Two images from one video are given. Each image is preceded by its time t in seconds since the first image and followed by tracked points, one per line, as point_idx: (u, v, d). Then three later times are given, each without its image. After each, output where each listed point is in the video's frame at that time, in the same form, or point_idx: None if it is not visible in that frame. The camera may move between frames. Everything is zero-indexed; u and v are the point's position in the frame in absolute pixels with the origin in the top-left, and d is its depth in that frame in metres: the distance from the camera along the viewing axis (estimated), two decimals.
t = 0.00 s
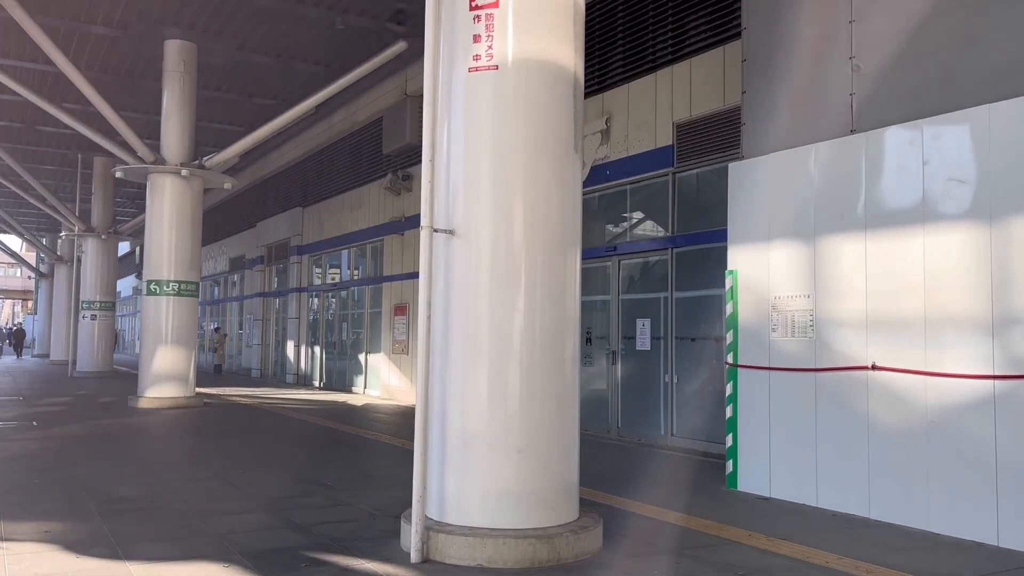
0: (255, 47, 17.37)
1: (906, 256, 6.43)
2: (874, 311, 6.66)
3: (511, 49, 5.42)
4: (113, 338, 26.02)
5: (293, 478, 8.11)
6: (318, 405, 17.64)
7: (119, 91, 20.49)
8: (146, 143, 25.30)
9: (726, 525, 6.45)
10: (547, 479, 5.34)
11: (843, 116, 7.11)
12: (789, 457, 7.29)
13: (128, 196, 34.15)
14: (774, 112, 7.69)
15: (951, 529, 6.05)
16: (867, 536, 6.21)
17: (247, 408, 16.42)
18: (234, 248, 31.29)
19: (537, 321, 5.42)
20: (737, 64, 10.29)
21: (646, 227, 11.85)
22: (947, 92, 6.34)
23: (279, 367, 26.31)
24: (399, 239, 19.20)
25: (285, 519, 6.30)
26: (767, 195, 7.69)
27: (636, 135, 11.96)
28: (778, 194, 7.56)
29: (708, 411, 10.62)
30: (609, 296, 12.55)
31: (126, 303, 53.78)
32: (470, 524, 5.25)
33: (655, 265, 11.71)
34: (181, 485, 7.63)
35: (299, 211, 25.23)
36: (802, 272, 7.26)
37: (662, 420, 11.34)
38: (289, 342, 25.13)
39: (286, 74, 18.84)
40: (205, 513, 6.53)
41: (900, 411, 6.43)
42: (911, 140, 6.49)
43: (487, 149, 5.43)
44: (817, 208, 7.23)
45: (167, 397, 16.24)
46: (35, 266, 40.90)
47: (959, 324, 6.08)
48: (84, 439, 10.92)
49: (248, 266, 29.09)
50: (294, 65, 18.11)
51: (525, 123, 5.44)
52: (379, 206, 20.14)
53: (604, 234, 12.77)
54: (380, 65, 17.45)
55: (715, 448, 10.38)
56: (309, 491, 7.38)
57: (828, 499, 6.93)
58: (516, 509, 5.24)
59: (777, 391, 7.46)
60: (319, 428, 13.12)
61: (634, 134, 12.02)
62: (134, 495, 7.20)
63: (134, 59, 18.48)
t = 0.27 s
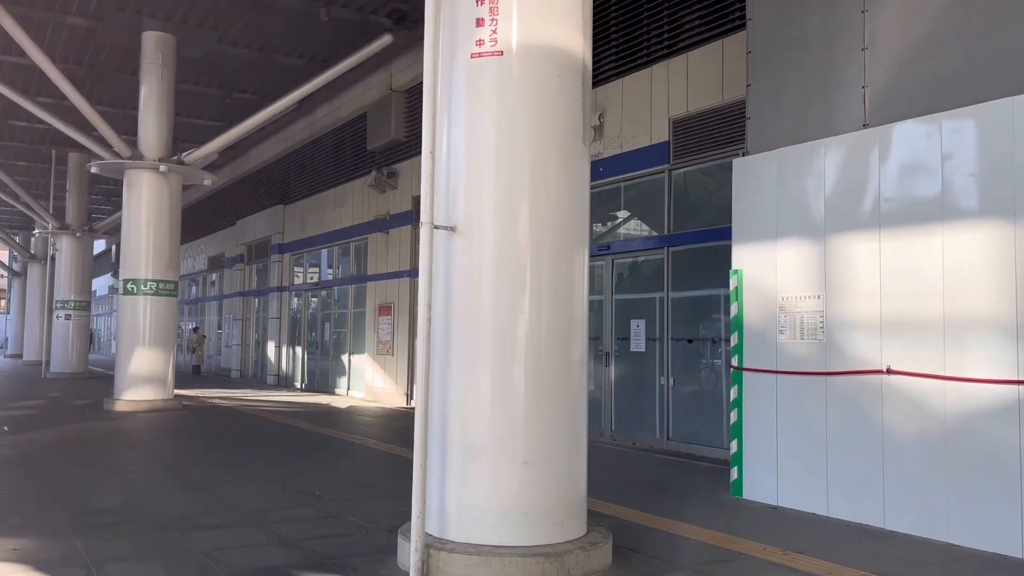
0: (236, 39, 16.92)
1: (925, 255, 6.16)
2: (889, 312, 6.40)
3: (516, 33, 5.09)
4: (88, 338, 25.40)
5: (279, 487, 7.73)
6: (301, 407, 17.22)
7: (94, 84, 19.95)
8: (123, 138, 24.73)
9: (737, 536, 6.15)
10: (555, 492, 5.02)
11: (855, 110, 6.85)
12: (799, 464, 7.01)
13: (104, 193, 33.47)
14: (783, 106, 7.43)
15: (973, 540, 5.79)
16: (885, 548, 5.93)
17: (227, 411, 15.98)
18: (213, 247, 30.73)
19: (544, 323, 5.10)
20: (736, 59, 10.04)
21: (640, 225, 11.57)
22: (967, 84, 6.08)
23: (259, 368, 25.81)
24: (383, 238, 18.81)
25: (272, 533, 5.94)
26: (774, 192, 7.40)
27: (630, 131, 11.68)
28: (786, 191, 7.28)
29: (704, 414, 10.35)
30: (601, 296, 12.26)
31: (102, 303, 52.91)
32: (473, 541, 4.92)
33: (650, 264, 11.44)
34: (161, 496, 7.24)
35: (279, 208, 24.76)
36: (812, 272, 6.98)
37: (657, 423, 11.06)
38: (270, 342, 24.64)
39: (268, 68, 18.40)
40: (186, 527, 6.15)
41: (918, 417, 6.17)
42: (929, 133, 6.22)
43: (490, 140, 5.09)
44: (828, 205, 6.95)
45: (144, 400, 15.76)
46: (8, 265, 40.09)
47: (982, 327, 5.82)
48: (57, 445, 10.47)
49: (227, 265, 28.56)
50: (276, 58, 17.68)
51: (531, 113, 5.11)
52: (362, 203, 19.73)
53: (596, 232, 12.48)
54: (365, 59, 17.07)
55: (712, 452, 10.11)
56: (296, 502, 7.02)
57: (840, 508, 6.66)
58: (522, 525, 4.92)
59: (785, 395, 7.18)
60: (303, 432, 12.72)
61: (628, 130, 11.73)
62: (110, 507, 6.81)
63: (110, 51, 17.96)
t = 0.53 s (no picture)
0: (218, 30, 16.50)
1: (943, 249, 5.92)
2: (904, 308, 6.15)
3: (522, 11, 4.79)
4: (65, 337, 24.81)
5: (264, 492, 7.39)
6: (284, 407, 16.83)
7: (71, 76, 19.45)
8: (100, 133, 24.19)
9: (748, 543, 5.88)
10: (563, 499, 4.72)
11: (867, 99, 6.60)
12: (807, 466, 6.76)
13: (82, 189, 32.86)
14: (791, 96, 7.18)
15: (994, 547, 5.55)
16: (902, 554, 5.68)
17: (209, 411, 15.57)
18: (193, 245, 30.20)
19: (551, 318, 4.79)
20: (735, 50, 9.80)
21: (635, 221, 11.31)
22: (986, 72, 5.84)
23: (240, 368, 25.36)
24: (368, 235, 18.45)
25: (259, 542, 5.60)
26: (781, 185, 7.15)
27: (625, 124, 11.42)
28: (794, 183, 7.03)
29: (701, 414, 10.11)
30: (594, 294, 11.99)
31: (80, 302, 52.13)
32: (476, 551, 4.62)
33: (644, 261, 11.17)
34: (140, 502, 6.88)
35: (261, 205, 24.32)
36: (822, 267, 6.73)
37: (652, 424, 10.81)
38: (252, 341, 24.20)
39: (250, 61, 18.00)
40: (168, 535, 5.80)
41: (935, 418, 5.92)
42: (947, 123, 5.97)
43: (493, 124, 4.79)
44: (838, 198, 6.70)
45: (122, 400, 15.32)
46: None
47: (1003, 323, 5.58)
48: (31, 448, 10.06)
49: (208, 262, 28.06)
50: (259, 50, 17.28)
51: (537, 95, 4.80)
52: (347, 200, 19.36)
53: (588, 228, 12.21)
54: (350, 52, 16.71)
55: (710, 453, 9.86)
56: (283, 508, 6.68)
57: (852, 512, 6.41)
58: (529, 533, 4.62)
59: (793, 395, 6.92)
60: (288, 433, 12.36)
61: (622, 124, 11.47)
62: (87, 514, 6.46)
63: (88, 42, 17.48)
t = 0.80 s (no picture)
0: (200, 23, 16.07)
1: (964, 249, 5.66)
2: (923, 310, 5.89)
3: None
4: (43, 338, 24.22)
5: (250, 503, 7.03)
6: (268, 410, 16.43)
7: (49, 70, 18.93)
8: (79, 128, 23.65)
9: (763, 556, 5.59)
10: (573, 514, 4.41)
11: (881, 93, 6.33)
12: (819, 474, 6.49)
13: (60, 186, 32.24)
14: (800, 89, 6.90)
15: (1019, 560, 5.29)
16: (923, 568, 5.42)
17: (192, 414, 15.17)
18: (175, 243, 29.68)
19: (559, 323, 4.48)
20: (736, 43, 9.53)
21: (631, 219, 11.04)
22: (1010, 64, 5.57)
23: (223, 369, 24.90)
24: (355, 234, 18.08)
25: (246, 559, 5.26)
26: (790, 182, 6.87)
27: (621, 120, 11.13)
28: (805, 179, 6.76)
29: (700, 418, 9.84)
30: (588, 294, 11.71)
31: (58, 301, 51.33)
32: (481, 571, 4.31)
33: (641, 260, 10.89)
34: (117, 514, 6.51)
35: (245, 203, 23.88)
36: (834, 266, 6.46)
37: (649, 428, 10.53)
38: (235, 342, 23.75)
39: (234, 55, 17.58)
40: (147, 552, 5.45)
41: (956, 425, 5.66)
42: (968, 116, 5.70)
43: (498, 113, 4.47)
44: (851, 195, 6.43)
45: (101, 403, 14.89)
46: None
47: None
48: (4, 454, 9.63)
49: (190, 262, 27.57)
50: (243, 44, 16.86)
51: (545, 82, 4.49)
52: (333, 198, 18.98)
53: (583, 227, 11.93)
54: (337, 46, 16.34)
55: (709, 458, 9.59)
56: (270, 521, 6.34)
57: (867, 523, 6.14)
58: (537, 552, 4.31)
59: (804, 400, 6.65)
60: (273, 437, 12.00)
61: (618, 119, 11.18)
62: (62, 528, 6.09)
63: (66, 35, 17.00)
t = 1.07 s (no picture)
0: (187, 13, 15.67)
1: (995, 240, 5.41)
2: (950, 304, 5.64)
3: None
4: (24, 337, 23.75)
5: (241, 508, 6.70)
6: (257, 410, 16.07)
7: (30, 62, 18.47)
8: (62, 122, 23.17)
9: (786, 563, 5.32)
10: (594, 522, 4.13)
11: (904, 79, 6.06)
12: (839, 476, 6.23)
13: (43, 183, 31.69)
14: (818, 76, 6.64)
15: None
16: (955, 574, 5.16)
17: (178, 414, 14.79)
18: (160, 241, 29.21)
19: (578, 318, 4.16)
20: (743, 33, 9.27)
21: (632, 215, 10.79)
22: None
23: (210, 368, 24.47)
24: (345, 230, 17.73)
25: (239, 569, 4.95)
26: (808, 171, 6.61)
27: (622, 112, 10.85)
28: (822, 170, 6.50)
29: (705, 417, 9.58)
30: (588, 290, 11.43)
31: (41, 302, 50.58)
32: None
33: (642, 256, 10.62)
34: (101, 521, 6.16)
35: (232, 199, 23.45)
36: (855, 258, 6.19)
37: (652, 427, 10.27)
38: (222, 341, 23.34)
39: (221, 46, 17.18)
40: (134, 561, 5.12)
41: (986, 425, 5.41)
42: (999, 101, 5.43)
43: (514, 91, 4.14)
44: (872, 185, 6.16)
45: (85, 404, 14.49)
46: None
47: None
48: None
49: (176, 259, 27.12)
50: (231, 36, 16.47)
51: (563, 58, 4.15)
52: (323, 193, 18.61)
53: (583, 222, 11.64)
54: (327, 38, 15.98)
55: (715, 458, 9.33)
56: (264, 527, 6.01)
57: (890, 527, 5.88)
58: (557, 562, 4.03)
59: (822, 398, 6.39)
60: (263, 438, 11.65)
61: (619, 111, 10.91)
62: (43, 536, 5.74)
63: (48, 25, 16.56)
